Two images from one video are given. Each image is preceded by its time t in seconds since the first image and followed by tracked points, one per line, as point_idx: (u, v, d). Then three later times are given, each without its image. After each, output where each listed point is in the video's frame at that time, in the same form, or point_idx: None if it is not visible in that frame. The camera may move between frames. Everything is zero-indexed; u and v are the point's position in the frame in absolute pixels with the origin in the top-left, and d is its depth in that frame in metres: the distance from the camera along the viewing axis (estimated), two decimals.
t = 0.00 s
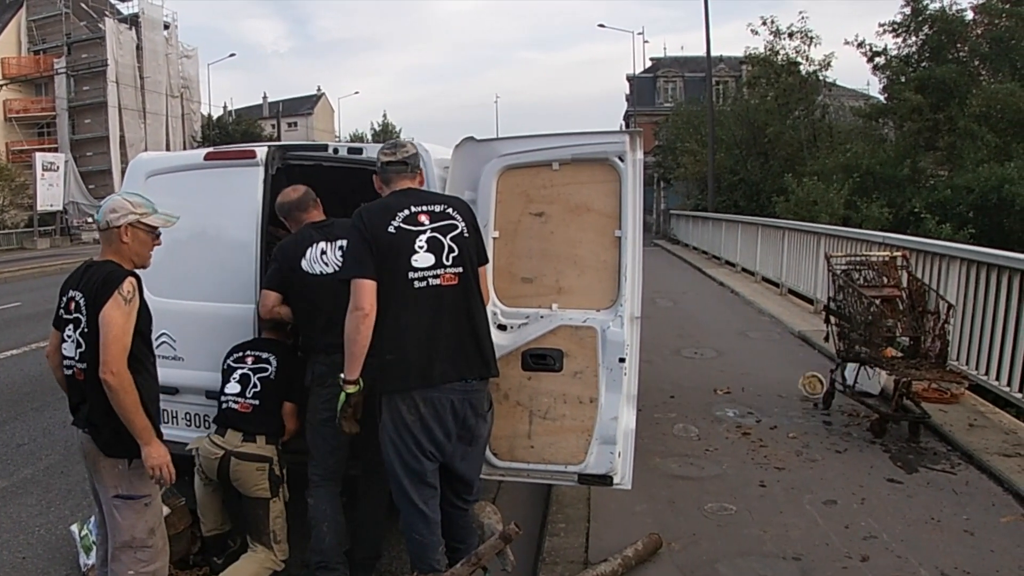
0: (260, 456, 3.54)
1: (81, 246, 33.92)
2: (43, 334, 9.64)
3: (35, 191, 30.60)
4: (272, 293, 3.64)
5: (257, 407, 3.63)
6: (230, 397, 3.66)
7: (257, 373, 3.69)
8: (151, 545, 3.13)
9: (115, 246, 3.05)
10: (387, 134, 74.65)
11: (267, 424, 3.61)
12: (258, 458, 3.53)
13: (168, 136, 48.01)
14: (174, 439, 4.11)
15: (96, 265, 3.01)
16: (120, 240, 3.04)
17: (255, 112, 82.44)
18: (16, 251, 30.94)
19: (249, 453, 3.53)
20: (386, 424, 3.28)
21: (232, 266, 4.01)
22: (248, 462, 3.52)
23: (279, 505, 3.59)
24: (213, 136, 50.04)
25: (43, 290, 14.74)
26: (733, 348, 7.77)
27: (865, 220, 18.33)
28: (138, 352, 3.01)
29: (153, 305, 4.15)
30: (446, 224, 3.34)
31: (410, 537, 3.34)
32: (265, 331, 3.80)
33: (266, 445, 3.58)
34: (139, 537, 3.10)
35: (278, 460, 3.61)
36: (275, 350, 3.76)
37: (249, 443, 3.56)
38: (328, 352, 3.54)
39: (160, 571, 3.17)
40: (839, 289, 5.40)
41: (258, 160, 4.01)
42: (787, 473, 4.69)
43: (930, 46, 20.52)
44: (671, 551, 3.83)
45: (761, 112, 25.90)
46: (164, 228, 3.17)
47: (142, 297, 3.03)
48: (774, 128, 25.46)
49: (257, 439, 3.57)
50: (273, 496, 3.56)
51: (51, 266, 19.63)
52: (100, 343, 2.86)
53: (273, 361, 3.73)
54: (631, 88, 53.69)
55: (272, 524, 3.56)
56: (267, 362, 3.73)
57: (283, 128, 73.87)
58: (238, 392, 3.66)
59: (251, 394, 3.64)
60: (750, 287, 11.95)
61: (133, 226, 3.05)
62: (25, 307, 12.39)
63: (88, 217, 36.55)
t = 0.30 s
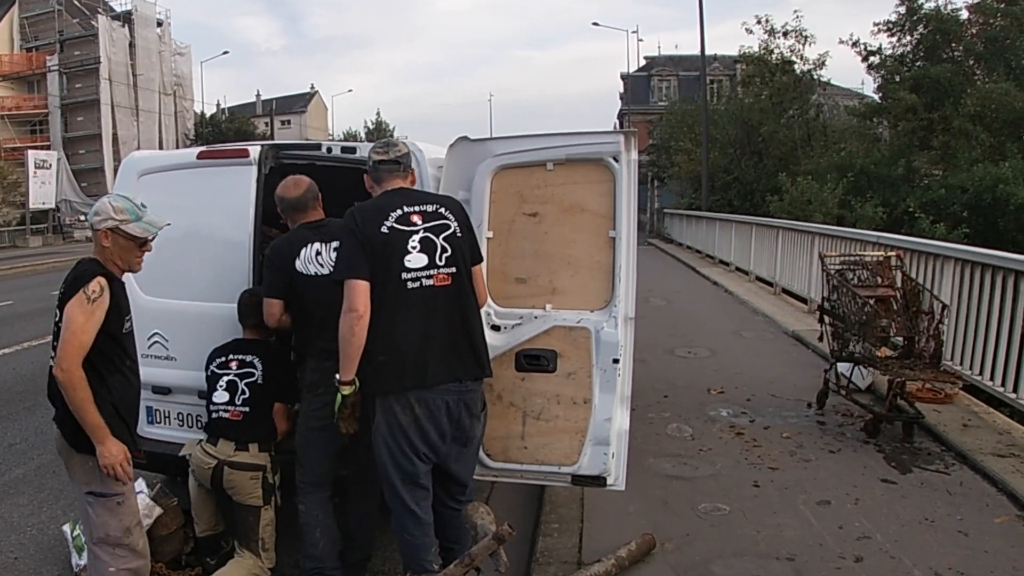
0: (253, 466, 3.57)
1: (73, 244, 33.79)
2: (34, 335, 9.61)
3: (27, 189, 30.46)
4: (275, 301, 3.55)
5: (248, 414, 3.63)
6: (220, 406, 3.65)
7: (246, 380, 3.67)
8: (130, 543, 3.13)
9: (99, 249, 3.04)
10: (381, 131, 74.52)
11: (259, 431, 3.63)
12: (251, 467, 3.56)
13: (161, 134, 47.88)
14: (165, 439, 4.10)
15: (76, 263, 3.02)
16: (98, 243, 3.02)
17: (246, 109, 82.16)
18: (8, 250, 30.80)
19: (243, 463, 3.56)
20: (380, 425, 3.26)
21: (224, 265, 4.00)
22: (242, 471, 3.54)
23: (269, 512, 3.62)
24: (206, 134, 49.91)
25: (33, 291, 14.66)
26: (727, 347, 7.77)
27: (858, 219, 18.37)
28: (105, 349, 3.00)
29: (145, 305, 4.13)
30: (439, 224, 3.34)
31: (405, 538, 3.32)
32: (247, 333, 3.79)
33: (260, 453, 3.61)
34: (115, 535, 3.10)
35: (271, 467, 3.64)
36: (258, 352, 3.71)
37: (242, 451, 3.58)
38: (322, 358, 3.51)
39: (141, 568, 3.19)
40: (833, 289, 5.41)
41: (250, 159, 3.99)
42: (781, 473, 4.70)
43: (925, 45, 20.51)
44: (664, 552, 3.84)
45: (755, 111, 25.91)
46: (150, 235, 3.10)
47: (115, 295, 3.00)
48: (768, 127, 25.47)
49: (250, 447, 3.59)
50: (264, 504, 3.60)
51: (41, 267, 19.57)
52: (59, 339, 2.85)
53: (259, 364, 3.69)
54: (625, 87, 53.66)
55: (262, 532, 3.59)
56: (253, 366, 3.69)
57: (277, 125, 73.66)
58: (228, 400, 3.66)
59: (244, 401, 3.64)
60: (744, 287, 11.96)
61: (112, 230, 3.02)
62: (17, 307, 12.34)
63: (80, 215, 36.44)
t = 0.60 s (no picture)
0: (224, 456, 3.55)
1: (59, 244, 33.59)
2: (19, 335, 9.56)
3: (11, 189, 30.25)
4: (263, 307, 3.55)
5: (218, 402, 3.60)
6: (191, 395, 3.63)
7: (217, 366, 3.65)
8: (67, 566, 2.99)
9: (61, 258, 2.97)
10: (371, 130, 74.41)
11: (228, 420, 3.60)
12: (221, 458, 3.54)
13: (149, 133, 47.70)
14: (152, 440, 4.10)
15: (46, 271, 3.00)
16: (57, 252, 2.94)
17: (236, 108, 81.89)
18: None
19: (212, 454, 3.54)
20: (371, 424, 3.26)
21: (212, 264, 3.99)
22: (211, 462, 3.53)
23: (246, 503, 3.60)
24: (194, 133, 49.75)
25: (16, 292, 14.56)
26: (715, 347, 7.77)
27: (847, 219, 18.41)
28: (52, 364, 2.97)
29: (132, 304, 4.12)
30: (432, 223, 3.33)
31: (392, 537, 3.32)
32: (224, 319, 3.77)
33: (231, 443, 3.59)
34: (55, 554, 2.98)
35: (244, 457, 3.62)
36: (232, 338, 3.70)
37: (211, 442, 3.56)
38: (301, 362, 3.51)
39: None
40: (821, 289, 5.43)
41: (237, 158, 3.99)
42: (769, 473, 4.70)
43: (914, 46, 20.53)
44: (651, 551, 3.84)
45: (745, 111, 25.93)
46: (97, 247, 2.90)
47: (64, 314, 2.93)
48: (758, 126, 25.49)
49: (220, 437, 3.57)
50: (239, 495, 3.57)
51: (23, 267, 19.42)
52: None
53: (231, 350, 3.67)
54: (614, 86, 53.67)
55: (240, 523, 3.56)
56: (225, 353, 3.67)
57: (266, 124, 73.40)
58: (200, 388, 3.63)
59: (214, 389, 3.61)
60: (732, 287, 11.97)
61: (63, 240, 2.90)
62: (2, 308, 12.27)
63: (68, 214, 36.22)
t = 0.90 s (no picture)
0: (193, 431, 3.53)
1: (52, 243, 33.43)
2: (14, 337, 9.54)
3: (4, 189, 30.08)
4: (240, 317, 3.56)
5: (190, 377, 3.58)
6: (165, 369, 3.62)
7: (190, 342, 3.63)
8: None
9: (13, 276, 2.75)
10: (365, 129, 74.34)
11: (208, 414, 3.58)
12: (190, 433, 3.53)
13: (142, 132, 47.58)
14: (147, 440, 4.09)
15: None
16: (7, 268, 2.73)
17: (231, 106, 81.71)
18: None
19: (182, 429, 3.53)
20: (383, 419, 3.26)
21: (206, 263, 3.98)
22: (181, 438, 3.52)
23: (221, 478, 3.59)
24: (188, 132, 49.64)
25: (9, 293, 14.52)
26: (710, 345, 7.77)
27: (842, 216, 18.42)
28: None
29: (125, 304, 4.10)
30: (444, 220, 3.35)
31: (393, 533, 3.31)
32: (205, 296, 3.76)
33: (201, 418, 3.56)
34: None
35: (216, 432, 3.59)
36: (208, 314, 3.68)
37: (182, 418, 3.55)
38: (268, 370, 3.49)
39: None
40: (816, 286, 5.43)
41: (230, 157, 3.98)
42: (764, 470, 4.71)
43: (908, 42, 20.54)
44: (647, 549, 3.84)
45: (739, 108, 25.93)
46: (40, 267, 2.66)
47: None
48: (753, 124, 25.50)
49: (189, 413, 3.55)
50: (213, 470, 3.56)
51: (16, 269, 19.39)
52: None
53: (205, 327, 3.64)
54: (608, 83, 53.66)
55: (216, 499, 3.56)
56: (200, 329, 3.65)
57: (261, 123, 73.25)
58: (174, 363, 3.62)
59: (185, 363, 3.59)
60: (726, 284, 11.98)
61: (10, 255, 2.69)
62: None
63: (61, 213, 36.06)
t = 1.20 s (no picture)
0: (190, 407, 3.61)
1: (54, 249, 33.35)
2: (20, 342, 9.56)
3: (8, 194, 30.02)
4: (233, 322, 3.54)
5: (186, 355, 3.65)
6: (164, 345, 3.69)
7: (188, 321, 3.67)
8: None
9: None
10: (367, 134, 74.39)
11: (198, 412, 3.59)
12: (189, 409, 3.60)
13: (144, 137, 47.61)
14: (150, 445, 4.07)
15: None
16: None
17: (232, 112, 81.78)
18: None
19: (179, 407, 3.61)
20: (407, 420, 3.25)
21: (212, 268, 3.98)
22: (179, 416, 3.60)
23: (225, 452, 3.70)
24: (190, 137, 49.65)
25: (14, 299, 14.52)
26: (715, 348, 7.75)
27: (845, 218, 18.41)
28: None
29: (130, 308, 4.09)
30: (468, 223, 3.35)
31: (405, 533, 3.29)
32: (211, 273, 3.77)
33: (197, 395, 3.64)
34: None
35: (213, 407, 3.67)
36: (207, 291, 3.71)
37: (179, 394, 3.62)
38: (256, 380, 3.45)
39: None
40: (821, 289, 5.41)
41: (235, 161, 3.98)
42: (769, 473, 4.70)
43: (912, 45, 20.54)
44: (653, 553, 3.82)
45: (742, 111, 25.94)
46: None
47: None
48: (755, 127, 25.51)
49: (186, 390, 3.63)
50: (215, 445, 3.66)
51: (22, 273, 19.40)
52: None
53: (202, 306, 3.67)
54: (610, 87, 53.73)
55: (223, 470, 3.69)
56: (198, 308, 3.68)
57: (262, 128, 73.31)
58: (173, 339, 3.69)
59: (181, 342, 3.65)
60: (731, 287, 11.98)
61: None
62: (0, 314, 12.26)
63: (64, 218, 36.02)
